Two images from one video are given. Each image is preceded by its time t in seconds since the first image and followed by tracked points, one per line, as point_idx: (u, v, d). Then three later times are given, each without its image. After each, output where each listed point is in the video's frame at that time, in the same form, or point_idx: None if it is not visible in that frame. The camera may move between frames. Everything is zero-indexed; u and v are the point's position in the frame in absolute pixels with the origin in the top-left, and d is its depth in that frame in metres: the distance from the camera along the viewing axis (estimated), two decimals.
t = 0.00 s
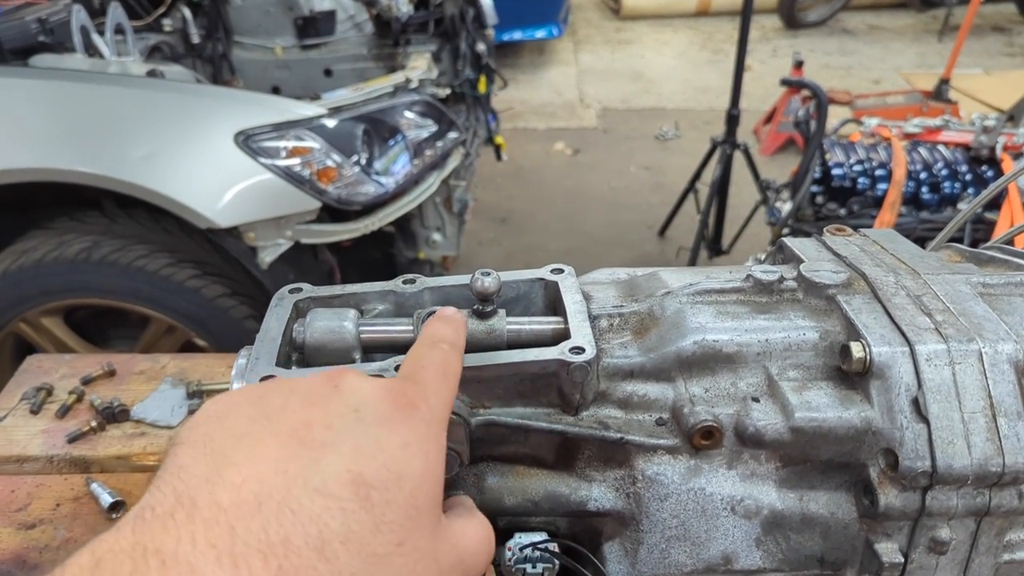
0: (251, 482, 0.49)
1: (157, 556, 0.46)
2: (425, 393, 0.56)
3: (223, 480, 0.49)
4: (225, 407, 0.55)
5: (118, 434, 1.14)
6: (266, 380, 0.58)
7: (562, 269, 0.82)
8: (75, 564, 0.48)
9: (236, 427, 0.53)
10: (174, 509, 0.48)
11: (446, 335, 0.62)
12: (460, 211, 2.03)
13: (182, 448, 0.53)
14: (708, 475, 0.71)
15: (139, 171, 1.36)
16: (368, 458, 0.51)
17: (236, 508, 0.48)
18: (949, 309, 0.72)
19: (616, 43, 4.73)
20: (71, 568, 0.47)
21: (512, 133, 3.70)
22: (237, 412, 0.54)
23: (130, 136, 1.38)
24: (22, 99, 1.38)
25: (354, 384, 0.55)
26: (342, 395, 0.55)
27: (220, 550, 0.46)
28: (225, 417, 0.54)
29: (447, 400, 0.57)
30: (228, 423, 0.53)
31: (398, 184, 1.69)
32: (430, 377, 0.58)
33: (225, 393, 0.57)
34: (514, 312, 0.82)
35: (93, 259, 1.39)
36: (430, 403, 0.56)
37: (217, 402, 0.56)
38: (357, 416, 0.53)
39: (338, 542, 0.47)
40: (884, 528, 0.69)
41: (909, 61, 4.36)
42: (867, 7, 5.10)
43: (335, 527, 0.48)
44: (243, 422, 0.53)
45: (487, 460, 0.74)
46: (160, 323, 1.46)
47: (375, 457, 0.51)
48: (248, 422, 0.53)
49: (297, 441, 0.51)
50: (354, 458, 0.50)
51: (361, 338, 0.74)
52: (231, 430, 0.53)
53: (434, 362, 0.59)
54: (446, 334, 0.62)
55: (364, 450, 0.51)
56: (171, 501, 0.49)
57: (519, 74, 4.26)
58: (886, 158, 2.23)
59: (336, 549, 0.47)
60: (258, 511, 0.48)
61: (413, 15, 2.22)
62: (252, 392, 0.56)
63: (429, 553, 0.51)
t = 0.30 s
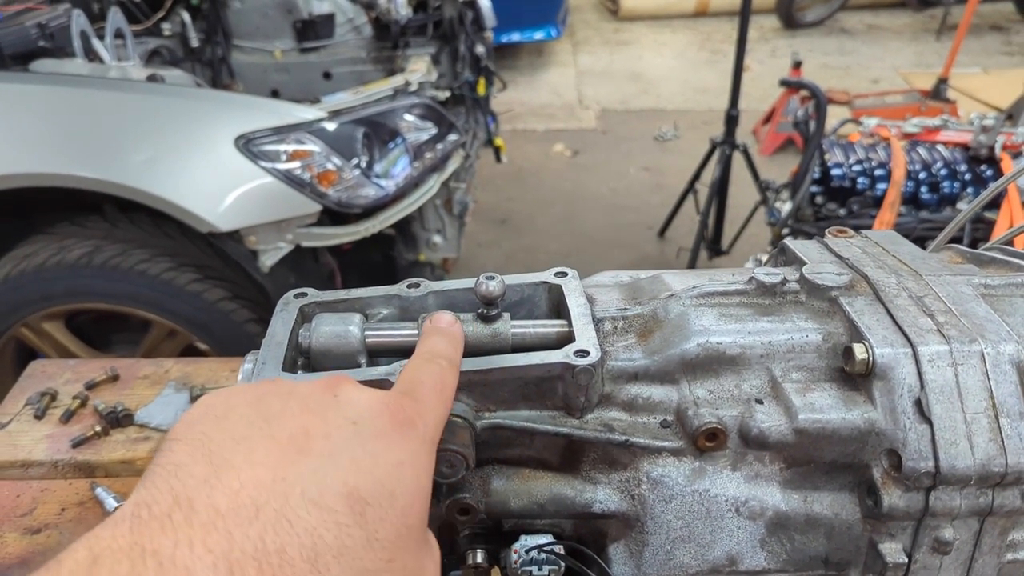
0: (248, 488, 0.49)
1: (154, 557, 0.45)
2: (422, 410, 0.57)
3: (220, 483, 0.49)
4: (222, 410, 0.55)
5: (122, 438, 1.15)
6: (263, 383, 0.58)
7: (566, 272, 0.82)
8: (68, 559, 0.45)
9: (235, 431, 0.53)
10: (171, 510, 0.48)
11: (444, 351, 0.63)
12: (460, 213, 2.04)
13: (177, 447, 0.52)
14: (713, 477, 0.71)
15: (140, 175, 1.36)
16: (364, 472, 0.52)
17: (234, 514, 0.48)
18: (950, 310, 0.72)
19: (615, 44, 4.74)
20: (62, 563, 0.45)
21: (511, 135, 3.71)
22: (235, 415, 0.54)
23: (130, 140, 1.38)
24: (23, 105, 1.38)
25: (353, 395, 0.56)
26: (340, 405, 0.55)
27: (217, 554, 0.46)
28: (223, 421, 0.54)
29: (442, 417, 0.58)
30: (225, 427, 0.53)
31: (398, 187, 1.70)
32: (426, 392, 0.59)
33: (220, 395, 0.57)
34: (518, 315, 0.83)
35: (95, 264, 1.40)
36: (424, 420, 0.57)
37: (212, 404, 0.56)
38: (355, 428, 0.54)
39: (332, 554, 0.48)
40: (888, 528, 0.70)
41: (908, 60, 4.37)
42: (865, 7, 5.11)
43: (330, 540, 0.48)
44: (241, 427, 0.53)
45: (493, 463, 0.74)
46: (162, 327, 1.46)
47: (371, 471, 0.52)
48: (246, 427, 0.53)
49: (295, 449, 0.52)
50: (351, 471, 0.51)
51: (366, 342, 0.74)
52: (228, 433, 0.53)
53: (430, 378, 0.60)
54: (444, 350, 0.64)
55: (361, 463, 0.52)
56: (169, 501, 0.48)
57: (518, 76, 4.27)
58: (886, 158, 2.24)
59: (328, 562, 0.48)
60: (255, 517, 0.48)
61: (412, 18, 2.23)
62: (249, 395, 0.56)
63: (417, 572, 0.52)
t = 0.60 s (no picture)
0: (261, 487, 0.50)
1: (167, 554, 0.46)
2: (429, 412, 0.58)
3: (233, 483, 0.50)
4: (236, 416, 0.56)
5: (126, 441, 1.16)
6: (275, 392, 0.59)
7: (570, 272, 0.83)
8: (84, 560, 0.46)
9: (247, 435, 0.54)
10: (185, 510, 0.48)
11: (452, 356, 0.64)
12: (461, 215, 2.04)
13: (190, 452, 0.54)
14: (717, 475, 0.72)
15: (142, 178, 1.36)
16: (374, 473, 0.53)
17: (246, 512, 0.49)
18: (952, 307, 0.73)
19: (615, 45, 4.75)
20: (80, 562, 0.46)
21: (511, 137, 3.71)
22: (248, 419, 0.55)
23: (132, 143, 1.38)
24: (25, 109, 1.39)
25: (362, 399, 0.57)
26: (349, 408, 0.56)
27: (230, 551, 0.46)
28: (235, 426, 0.55)
29: (451, 420, 0.59)
30: (237, 431, 0.54)
31: (399, 189, 1.70)
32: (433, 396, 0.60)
33: (232, 403, 0.58)
34: (523, 316, 0.83)
35: (97, 267, 1.40)
36: (432, 422, 0.58)
37: (225, 411, 0.57)
38: (364, 429, 0.55)
39: (343, 551, 0.49)
40: (892, 525, 0.70)
41: (907, 61, 4.38)
42: (863, 7, 5.12)
43: (341, 538, 0.49)
44: (253, 430, 0.54)
45: (498, 462, 0.75)
46: (164, 330, 1.46)
47: (381, 472, 0.53)
48: (257, 430, 0.54)
49: (306, 450, 0.53)
50: (361, 472, 0.52)
51: (372, 343, 0.75)
52: (240, 437, 0.54)
53: (438, 381, 0.61)
54: (450, 352, 0.64)
55: (371, 464, 0.53)
56: (183, 501, 0.49)
57: (518, 78, 4.28)
58: (886, 158, 2.24)
59: (341, 558, 0.48)
60: (267, 514, 0.49)
61: (412, 21, 2.25)
62: (261, 402, 0.57)
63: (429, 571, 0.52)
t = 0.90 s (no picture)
0: (267, 505, 0.50)
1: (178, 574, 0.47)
2: (434, 422, 0.58)
3: (241, 502, 0.51)
4: (243, 431, 0.56)
5: (129, 443, 1.15)
6: (281, 406, 0.59)
7: (574, 272, 0.83)
8: None
9: (253, 451, 0.54)
10: (195, 529, 0.49)
11: (456, 360, 0.64)
12: (462, 216, 2.05)
13: (199, 470, 0.54)
14: (723, 473, 0.72)
15: (142, 181, 1.36)
16: (380, 486, 0.52)
17: (254, 531, 0.49)
18: (958, 304, 0.73)
19: (614, 46, 4.75)
20: None
21: (511, 138, 3.71)
22: (254, 435, 0.56)
23: (133, 146, 1.38)
24: (26, 113, 1.38)
25: (366, 412, 0.57)
26: (354, 421, 0.56)
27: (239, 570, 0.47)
28: (242, 442, 0.55)
29: (456, 428, 0.59)
30: (243, 447, 0.55)
31: (401, 190, 1.70)
32: (439, 404, 0.59)
33: (239, 419, 0.58)
34: (526, 315, 0.83)
35: (98, 270, 1.40)
36: (438, 431, 0.57)
37: (232, 427, 0.57)
38: (369, 442, 0.55)
39: (351, 566, 0.49)
40: (899, 523, 0.70)
41: (906, 60, 4.38)
42: (862, 7, 5.12)
43: (349, 553, 0.49)
44: (259, 446, 0.55)
45: (503, 462, 0.75)
46: (166, 333, 1.46)
47: (387, 485, 0.53)
48: (264, 446, 0.55)
49: (312, 466, 0.53)
50: (367, 485, 0.52)
51: (376, 343, 0.74)
52: (247, 454, 0.54)
53: (442, 391, 0.60)
54: (454, 356, 0.64)
55: (376, 477, 0.53)
56: (192, 520, 0.50)
57: (518, 79, 4.28)
58: (886, 157, 2.24)
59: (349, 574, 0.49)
60: (274, 532, 0.49)
61: (412, 22, 2.26)
62: (268, 418, 0.57)
63: None
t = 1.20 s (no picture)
0: (272, 520, 0.50)
1: None
2: (433, 432, 0.58)
3: (245, 518, 0.50)
4: (244, 446, 0.56)
5: (130, 444, 1.15)
6: (282, 421, 0.59)
7: (574, 271, 0.83)
8: None
9: (255, 466, 0.54)
10: (200, 546, 0.49)
11: (454, 366, 0.64)
12: (462, 216, 2.05)
13: (200, 486, 0.54)
14: (724, 472, 0.72)
15: (142, 182, 1.36)
16: (382, 499, 0.53)
17: (259, 547, 0.49)
18: (958, 301, 0.73)
19: (614, 46, 4.75)
20: None
21: (511, 138, 3.71)
22: (256, 450, 0.55)
23: (132, 148, 1.38)
24: (26, 114, 1.39)
25: (367, 425, 0.57)
26: (355, 434, 0.56)
27: None
28: (243, 458, 0.55)
29: (456, 437, 0.59)
30: (245, 463, 0.54)
31: (400, 190, 1.70)
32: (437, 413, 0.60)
33: (240, 435, 0.58)
34: (526, 314, 0.83)
35: (98, 272, 1.40)
36: (437, 441, 0.58)
37: (233, 443, 0.57)
38: (371, 456, 0.55)
39: None
40: (899, 521, 0.70)
41: (906, 59, 4.38)
42: (861, 6, 5.13)
43: (353, 566, 0.49)
44: (261, 461, 0.54)
45: (504, 460, 0.75)
46: (167, 334, 1.47)
47: (389, 496, 0.53)
48: (266, 461, 0.54)
49: (314, 480, 0.53)
50: (370, 498, 0.52)
51: (376, 343, 0.74)
52: (249, 470, 0.54)
53: (441, 399, 0.60)
54: (455, 360, 0.64)
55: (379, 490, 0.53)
56: (197, 537, 0.49)
57: (517, 79, 4.28)
58: (886, 156, 2.24)
59: None
60: (280, 548, 0.49)
61: (411, 23, 2.26)
62: (268, 433, 0.57)
63: None
